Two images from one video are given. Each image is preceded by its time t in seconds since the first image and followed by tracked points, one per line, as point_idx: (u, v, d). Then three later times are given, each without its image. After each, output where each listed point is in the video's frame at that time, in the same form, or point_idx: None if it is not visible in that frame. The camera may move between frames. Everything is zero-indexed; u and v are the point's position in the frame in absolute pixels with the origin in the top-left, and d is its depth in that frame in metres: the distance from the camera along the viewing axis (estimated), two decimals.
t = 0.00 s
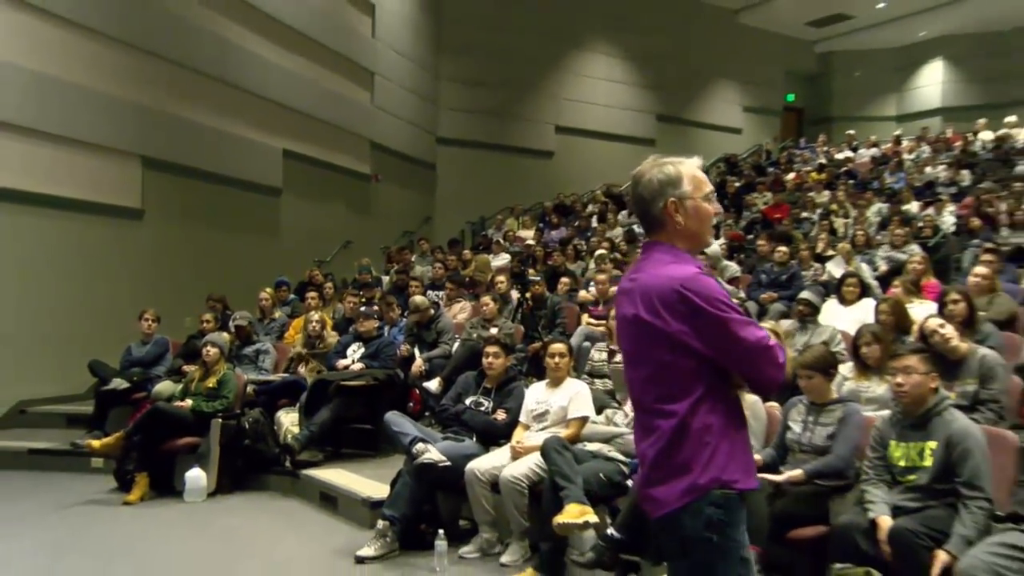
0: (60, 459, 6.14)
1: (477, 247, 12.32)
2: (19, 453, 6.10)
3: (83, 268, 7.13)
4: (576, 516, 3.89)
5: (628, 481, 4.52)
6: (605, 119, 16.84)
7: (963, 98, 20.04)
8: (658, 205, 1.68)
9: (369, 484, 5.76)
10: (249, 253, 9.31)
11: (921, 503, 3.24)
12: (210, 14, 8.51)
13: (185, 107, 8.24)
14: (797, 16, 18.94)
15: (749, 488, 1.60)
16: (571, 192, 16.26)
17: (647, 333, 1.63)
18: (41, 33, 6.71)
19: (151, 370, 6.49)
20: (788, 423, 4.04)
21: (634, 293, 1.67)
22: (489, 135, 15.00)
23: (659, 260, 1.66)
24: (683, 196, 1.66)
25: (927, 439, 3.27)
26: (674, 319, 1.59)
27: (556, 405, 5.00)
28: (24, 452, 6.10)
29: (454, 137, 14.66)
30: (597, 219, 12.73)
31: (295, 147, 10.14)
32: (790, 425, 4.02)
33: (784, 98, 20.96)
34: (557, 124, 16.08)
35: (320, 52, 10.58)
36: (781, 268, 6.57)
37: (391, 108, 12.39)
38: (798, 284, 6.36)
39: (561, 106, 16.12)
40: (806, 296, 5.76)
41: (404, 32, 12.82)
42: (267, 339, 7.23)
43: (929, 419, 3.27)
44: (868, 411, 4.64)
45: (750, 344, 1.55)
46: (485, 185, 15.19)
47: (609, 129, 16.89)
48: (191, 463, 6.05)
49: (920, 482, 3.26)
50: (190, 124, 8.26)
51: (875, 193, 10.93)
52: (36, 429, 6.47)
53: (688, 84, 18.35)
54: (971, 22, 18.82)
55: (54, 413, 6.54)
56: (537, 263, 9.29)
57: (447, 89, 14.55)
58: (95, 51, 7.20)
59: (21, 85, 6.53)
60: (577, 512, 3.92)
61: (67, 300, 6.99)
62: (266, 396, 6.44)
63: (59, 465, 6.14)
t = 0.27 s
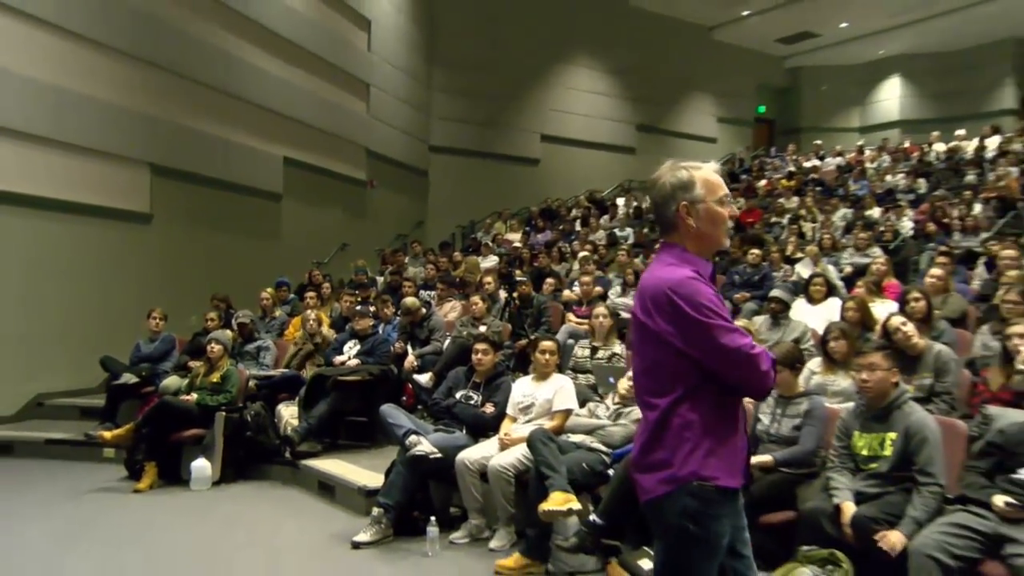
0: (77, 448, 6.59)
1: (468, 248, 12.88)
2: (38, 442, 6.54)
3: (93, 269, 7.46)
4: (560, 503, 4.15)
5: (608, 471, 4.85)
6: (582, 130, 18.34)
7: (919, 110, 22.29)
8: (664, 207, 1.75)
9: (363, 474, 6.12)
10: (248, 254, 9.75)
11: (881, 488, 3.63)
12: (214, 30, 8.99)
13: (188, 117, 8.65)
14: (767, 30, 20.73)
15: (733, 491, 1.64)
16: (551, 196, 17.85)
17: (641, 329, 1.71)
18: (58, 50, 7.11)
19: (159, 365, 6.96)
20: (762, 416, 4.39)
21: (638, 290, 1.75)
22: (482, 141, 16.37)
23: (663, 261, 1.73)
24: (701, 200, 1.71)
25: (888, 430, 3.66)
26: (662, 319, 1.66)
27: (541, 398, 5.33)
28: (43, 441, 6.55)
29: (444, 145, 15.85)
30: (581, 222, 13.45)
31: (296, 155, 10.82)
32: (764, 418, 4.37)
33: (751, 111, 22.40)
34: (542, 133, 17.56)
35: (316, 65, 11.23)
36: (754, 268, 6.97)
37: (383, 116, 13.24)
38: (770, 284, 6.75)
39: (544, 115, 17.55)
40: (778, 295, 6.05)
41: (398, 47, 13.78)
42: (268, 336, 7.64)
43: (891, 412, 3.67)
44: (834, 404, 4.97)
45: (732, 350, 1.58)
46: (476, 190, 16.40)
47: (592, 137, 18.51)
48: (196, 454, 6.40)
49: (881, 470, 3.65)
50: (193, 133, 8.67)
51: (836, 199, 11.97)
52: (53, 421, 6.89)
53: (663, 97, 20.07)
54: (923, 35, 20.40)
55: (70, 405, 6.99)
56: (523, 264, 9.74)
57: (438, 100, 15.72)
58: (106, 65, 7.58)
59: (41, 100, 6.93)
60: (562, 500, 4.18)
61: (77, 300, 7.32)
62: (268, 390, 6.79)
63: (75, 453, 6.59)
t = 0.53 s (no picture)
0: (84, 440, 6.91)
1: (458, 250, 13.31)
2: (48, 436, 6.85)
3: (98, 271, 7.80)
4: (546, 491, 4.47)
5: (591, 460, 5.10)
6: (566, 140, 19.01)
7: (883, 121, 22.97)
8: (676, 211, 1.86)
9: (361, 464, 6.40)
10: (247, 256, 10.14)
11: (849, 479, 3.79)
12: (215, 42, 9.39)
13: (190, 124, 9.04)
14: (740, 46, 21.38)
15: (733, 483, 1.69)
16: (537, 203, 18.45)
17: (652, 326, 1.82)
18: (70, 62, 7.50)
19: (164, 362, 7.33)
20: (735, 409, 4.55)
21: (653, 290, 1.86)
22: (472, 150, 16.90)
23: (676, 262, 1.82)
24: (712, 204, 1.79)
25: (854, 423, 3.84)
26: (665, 316, 1.75)
27: (527, 391, 5.60)
28: (53, 435, 6.86)
29: (437, 153, 16.26)
30: (565, 226, 13.95)
31: (295, 162, 11.24)
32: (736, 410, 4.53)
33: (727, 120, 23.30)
34: (529, 142, 18.19)
35: (311, 76, 11.65)
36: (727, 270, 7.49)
37: (378, 125, 13.70)
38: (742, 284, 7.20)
39: (530, 124, 18.22)
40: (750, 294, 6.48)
41: (390, 59, 14.29)
42: (268, 333, 8.10)
43: (857, 406, 3.85)
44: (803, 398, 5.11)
45: (725, 345, 1.63)
46: (467, 198, 16.90)
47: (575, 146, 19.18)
48: (200, 446, 6.74)
49: (847, 460, 3.81)
50: (194, 140, 9.04)
51: (808, 206, 12.61)
52: (62, 415, 7.23)
53: (644, 107, 20.89)
54: (891, 51, 21.13)
55: (78, 399, 7.34)
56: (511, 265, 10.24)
57: (430, 109, 16.12)
58: (114, 75, 7.96)
59: (55, 109, 7.33)
60: (547, 488, 4.49)
61: (84, 300, 7.66)
62: (268, 384, 7.17)
63: (83, 446, 6.91)
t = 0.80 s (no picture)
0: (88, 434, 7.18)
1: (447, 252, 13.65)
2: (53, 430, 7.12)
3: (100, 271, 8.07)
4: (531, 482, 4.55)
5: (574, 453, 5.15)
6: (553, 147, 19.38)
7: (854, 130, 23.46)
8: (695, 214, 1.97)
9: (351, 456, 6.49)
10: (242, 259, 10.41)
11: (822, 469, 3.89)
12: (213, 51, 9.71)
13: (189, 130, 9.33)
14: (715, 59, 21.83)
15: (768, 470, 1.79)
16: (523, 208, 18.79)
17: (677, 324, 1.91)
18: (75, 70, 7.78)
19: (165, 359, 7.62)
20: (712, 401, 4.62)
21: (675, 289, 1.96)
22: (460, 156, 17.19)
23: (696, 261, 1.92)
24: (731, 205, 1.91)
25: (827, 416, 3.94)
26: (691, 314, 1.85)
27: (514, 386, 5.60)
28: (58, 428, 7.14)
29: (428, 159, 16.59)
30: (551, 229, 14.33)
31: (292, 167, 11.53)
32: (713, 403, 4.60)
33: (705, 128, 23.80)
34: (516, 150, 18.60)
35: (306, 85, 11.94)
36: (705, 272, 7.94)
37: (372, 132, 14.01)
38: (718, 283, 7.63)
39: (517, 132, 18.62)
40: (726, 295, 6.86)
41: (383, 69, 14.63)
42: (266, 331, 8.47)
43: (830, 400, 3.94)
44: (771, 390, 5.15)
45: (749, 338, 1.74)
46: (457, 203, 17.23)
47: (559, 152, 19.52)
48: (199, 439, 6.99)
49: (819, 452, 3.92)
50: (193, 146, 9.33)
51: (783, 211, 13.07)
52: (67, 411, 7.52)
53: (629, 115, 21.38)
54: (866, 64, 21.74)
55: (82, 396, 7.65)
56: (499, 266, 10.66)
57: (421, 117, 16.48)
58: (116, 83, 8.25)
59: (64, 117, 7.63)
60: (532, 478, 4.57)
61: (86, 299, 7.93)
62: (265, 379, 7.47)
63: (87, 439, 7.18)
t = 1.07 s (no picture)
0: (66, 436, 7.12)
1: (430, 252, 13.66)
2: (32, 431, 7.06)
3: (80, 271, 8.00)
4: (514, 482, 4.55)
5: (557, 452, 5.14)
6: (537, 147, 19.42)
7: (834, 131, 23.67)
8: (700, 215, 1.90)
9: (333, 457, 6.44)
10: (224, 259, 10.36)
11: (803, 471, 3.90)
12: (195, 51, 9.64)
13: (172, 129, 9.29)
14: (696, 61, 21.96)
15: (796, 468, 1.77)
16: (506, 208, 18.81)
17: (692, 328, 1.85)
18: (56, 69, 7.69)
19: (146, 360, 7.57)
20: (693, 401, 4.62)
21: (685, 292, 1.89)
22: (443, 156, 17.19)
23: (705, 263, 1.87)
24: (742, 204, 1.86)
25: (806, 415, 3.95)
26: (709, 318, 1.79)
27: (497, 386, 5.58)
28: (36, 430, 7.08)
29: (412, 159, 16.58)
30: (534, 230, 14.37)
31: (274, 167, 11.48)
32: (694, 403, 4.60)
33: (687, 129, 23.95)
34: (499, 150, 18.63)
35: (289, 84, 11.89)
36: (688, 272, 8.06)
37: (355, 132, 13.97)
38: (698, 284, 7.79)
39: (501, 132, 18.65)
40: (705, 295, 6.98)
41: (367, 70, 14.62)
42: (248, 331, 8.46)
43: (810, 399, 3.94)
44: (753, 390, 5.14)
45: (776, 341, 1.70)
46: (441, 203, 17.24)
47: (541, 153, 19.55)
48: (180, 440, 6.93)
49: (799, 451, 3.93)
50: (175, 145, 9.28)
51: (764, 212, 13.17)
52: (45, 412, 7.45)
53: (612, 116, 21.45)
54: (845, 67, 21.97)
55: (60, 397, 7.58)
56: (483, 266, 10.69)
57: (405, 117, 16.47)
58: (97, 82, 8.17)
59: (45, 116, 7.55)
60: (515, 479, 4.57)
61: (66, 299, 7.85)
62: (247, 380, 7.42)
63: (65, 441, 7.12)
